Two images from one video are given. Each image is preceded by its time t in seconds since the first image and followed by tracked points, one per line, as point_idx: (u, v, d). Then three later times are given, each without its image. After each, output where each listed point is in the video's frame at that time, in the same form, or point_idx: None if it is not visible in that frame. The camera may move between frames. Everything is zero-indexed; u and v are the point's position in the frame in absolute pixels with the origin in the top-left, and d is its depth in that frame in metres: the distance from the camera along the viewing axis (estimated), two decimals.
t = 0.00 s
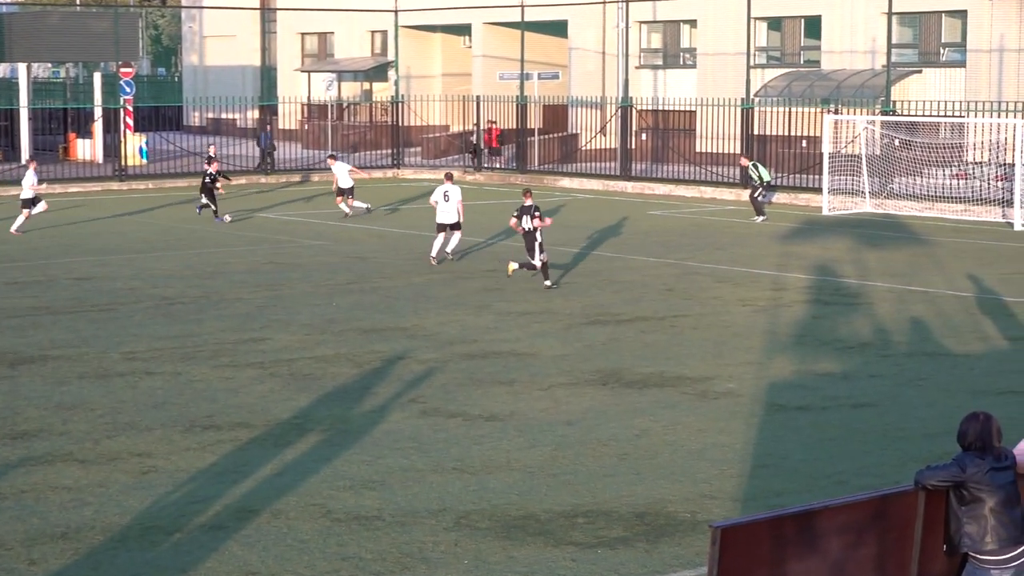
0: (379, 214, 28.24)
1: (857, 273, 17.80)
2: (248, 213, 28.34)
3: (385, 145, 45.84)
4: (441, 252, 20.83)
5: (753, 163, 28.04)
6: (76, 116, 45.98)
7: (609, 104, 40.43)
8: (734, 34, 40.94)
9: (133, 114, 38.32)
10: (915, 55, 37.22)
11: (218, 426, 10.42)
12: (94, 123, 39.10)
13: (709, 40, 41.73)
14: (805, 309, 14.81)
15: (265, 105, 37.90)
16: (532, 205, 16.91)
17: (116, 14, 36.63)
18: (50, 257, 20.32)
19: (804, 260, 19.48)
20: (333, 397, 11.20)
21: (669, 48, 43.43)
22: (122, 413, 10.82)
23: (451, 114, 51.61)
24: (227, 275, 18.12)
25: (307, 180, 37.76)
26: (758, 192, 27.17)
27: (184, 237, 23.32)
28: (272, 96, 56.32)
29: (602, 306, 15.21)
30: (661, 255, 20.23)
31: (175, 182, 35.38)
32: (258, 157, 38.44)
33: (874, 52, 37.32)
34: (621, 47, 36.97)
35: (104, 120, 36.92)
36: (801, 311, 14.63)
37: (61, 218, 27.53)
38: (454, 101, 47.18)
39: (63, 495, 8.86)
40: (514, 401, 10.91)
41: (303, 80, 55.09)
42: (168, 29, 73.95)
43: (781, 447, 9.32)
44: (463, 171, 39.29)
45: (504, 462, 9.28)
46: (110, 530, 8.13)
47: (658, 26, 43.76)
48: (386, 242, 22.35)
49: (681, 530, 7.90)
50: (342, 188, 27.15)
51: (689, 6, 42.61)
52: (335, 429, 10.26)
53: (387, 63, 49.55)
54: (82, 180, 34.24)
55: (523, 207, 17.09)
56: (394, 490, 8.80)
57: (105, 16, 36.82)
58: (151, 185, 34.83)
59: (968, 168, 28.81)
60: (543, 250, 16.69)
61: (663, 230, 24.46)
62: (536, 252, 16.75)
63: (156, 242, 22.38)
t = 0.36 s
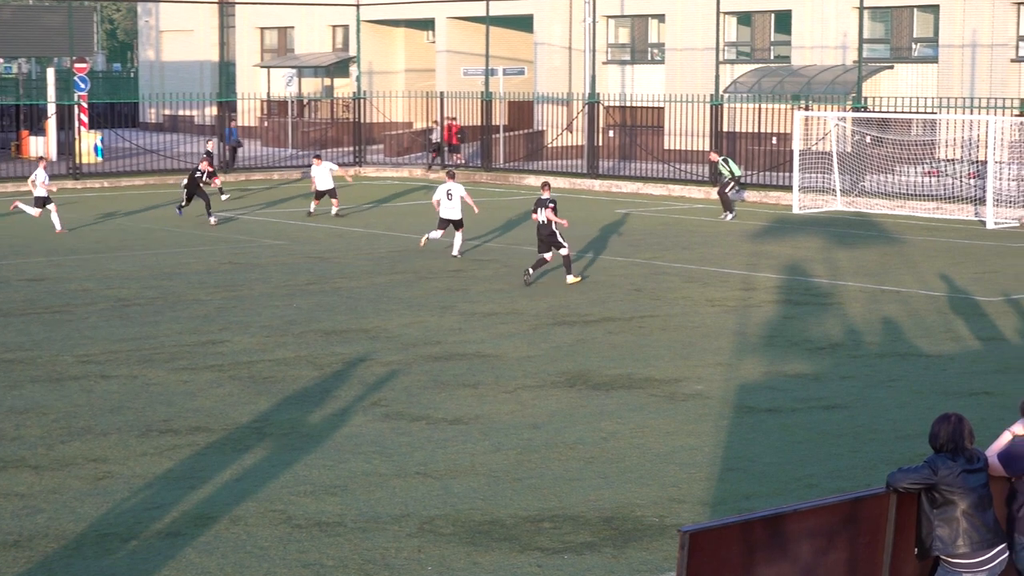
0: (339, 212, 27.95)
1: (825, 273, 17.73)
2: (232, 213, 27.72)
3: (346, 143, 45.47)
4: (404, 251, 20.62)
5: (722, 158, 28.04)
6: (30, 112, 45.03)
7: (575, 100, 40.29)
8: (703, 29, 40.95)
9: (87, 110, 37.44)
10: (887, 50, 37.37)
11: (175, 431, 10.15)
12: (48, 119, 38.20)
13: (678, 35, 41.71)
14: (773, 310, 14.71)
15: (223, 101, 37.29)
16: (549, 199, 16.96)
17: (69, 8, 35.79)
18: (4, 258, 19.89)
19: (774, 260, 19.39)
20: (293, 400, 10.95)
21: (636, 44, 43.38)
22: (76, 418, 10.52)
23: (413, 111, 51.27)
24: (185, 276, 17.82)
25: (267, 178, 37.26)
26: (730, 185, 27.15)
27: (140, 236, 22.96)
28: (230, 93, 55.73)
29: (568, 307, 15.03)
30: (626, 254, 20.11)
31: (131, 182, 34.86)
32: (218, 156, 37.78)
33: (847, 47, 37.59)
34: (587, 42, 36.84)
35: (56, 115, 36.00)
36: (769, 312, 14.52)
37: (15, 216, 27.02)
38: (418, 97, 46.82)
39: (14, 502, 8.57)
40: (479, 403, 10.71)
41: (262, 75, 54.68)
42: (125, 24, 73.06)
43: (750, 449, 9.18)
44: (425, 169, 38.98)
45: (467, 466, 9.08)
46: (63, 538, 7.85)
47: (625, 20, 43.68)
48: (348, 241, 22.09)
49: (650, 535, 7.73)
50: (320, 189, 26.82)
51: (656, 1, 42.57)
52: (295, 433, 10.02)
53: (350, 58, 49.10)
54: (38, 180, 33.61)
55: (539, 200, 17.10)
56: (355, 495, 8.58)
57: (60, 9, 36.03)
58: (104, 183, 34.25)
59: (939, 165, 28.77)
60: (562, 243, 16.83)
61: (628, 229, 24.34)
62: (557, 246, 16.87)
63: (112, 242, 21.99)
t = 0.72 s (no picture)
0: (294, 213, 27.76)
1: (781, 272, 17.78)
2: (211, 215, 27.40)
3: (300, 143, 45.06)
4: (360, 252, 20.51)
5: (681, 159, 28.14)
6: None
7: (531, 99, 40.26)
8: (659, 28, 41.07)
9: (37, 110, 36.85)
10: (843, 49, 37.37)
11: (127, 434, 10.00)
12: None
13: (634, 34, 41.83)
14: (729, 309, 14.73)
15: (177, 102, 36.80)
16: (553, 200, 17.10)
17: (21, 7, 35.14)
18: None
19: (733, 260, 19.41)
20: (247, 402, 10.83)
21: (592, 43, 43.40)
22: (26, 421, 10.34)
23: (367, 110, 50.96)
24: (137, 277, 17.60)
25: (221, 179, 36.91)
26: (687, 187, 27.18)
27: (91, 237, 22.67)
28: (183, 92, 55.30)
29: (525, 307, 14.97)
30: (583, 254, 20.10)
31: (82, 182, 34.45)
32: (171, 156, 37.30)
33: (802, 46, 37.95)
34: (543, 41, 36.75)
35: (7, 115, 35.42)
36: (725, 312, 14.53)
37: None
38: (373, 96, 46.63)
39: None
40: (435, 405, 10.63)
41: (214, 75, 54.18)
42: (76, 22, 72.34)
43: (707, 450, 9.15)
44: (380, 169, 38.76)
45: (424, 467, 9.00)
46: (14, 543, 7.70)
47: (581, 19, 43.72)
48: (302, 242, 21.93)
49: (607, 535, 7.68)
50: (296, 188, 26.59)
51: None
52: (250, 436, 9.90)
53: (304, 58, 48.76)
54: None
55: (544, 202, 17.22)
56: (311, 498, 8.47)
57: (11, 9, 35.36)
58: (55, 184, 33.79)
59: (895, 163, 29.61)
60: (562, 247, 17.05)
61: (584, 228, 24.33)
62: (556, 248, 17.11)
63: (64, 243, 21.70)
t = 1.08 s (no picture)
0: (252, 214, 27.63)
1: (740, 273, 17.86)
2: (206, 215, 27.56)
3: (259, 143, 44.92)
4: (319, 253, 20.44)
5: (643, 159, 28.23)
6: None
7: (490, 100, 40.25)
8: (617, 30, 41.18)
9: None
10: (800, 50, 37.72)
11: (85, 436, 9.90)
12: None
13: (591, 34, 41.89)
14: (689, 310, 14.77)
15: (135, 103, 36.38)
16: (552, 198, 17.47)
17: None
18: None
19: (693, 260, 19.47)
20: (206, 404, 10.75)
21: (551, 45, 43.44)
22: None
23: (325, 111, 50.76)
24: (94, 279, 17.44)
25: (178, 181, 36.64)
26: (650, 187, 27.30)
27: (46, 239, 22.46)
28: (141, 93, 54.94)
29: (485, 308, 14.96)
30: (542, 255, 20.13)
31: (39, 184, 34.12)
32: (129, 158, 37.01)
33: (760, 47, 37.99)
34: (501, 42, 36.70)
35: None
36: (684, 312, 14.57)
37: None
38: (331, 97, 46.49)
39: None
40: (393, 406, 10.59)
41: (173, 77, 53.87)
42: (32, 23, 71.73)
43: (666, 450, 9.16)
44: (339, 171, 38.61)
45: (383, 469, 8.95)
46: None
47: (539, 20, 43.77)
48: (261, 244, 21.83)
49: (566, 535, 7.67)
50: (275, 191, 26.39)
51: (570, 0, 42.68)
52: (208, 438, 9.82)
53: (261, 58, 48.51)
54: None
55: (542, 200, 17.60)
56: (270, 500, 8.40)
57: None
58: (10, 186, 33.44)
59: (853, 165, 29.76)
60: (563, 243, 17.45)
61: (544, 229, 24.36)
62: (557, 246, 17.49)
63: (18, 245, 21.47)
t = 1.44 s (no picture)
0: (211, 217, 27.47)
1: (700, 273, 17.95)
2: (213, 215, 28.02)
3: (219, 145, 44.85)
4: (279, 255, 20.36)
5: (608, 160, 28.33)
6: None
7: (449, 102, 40.28)
8: (576, 32, 41.35)
9: None
10: (759, 52, 37.88)
11: (43, 440, 9.79)
12: None
13: (550, 36, 42.04)
14: (649, 310, 14.82)
15: (92, 105, 35.80)
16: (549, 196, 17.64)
17: None
18: None
19: (653, 261, 19.54)
20: (166, 407, 10.66)
21: (510, 46, 43.50)
22: None
23: (284, 112, 50.60)
24: (50, 282, 17.26)
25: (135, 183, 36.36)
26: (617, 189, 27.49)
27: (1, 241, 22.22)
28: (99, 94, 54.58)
29: (446, 310, 14.95)
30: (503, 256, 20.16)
31: None
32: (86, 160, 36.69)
33: (718, 49, 38.16)
34: (460, 43, 36.65)
35: None
36: (645, 313, 14.62)
37: None
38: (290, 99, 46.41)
39: None
40: (353, 408, 10.55)
41: (133, 78, 53.54)
42: None
43: (626, 450, 9.17)
44: (298, 172, 38.51)
45: (344, 471, 8.90)
46: None
47: (499, 21, 43.86)
48: (221, 245, 21.72)
49: (527, 537, 7.65)
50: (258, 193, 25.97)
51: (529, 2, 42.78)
52: (168, 441, 9.74)
53: (220, 60, 48.32)
54: None
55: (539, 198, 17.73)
56: (230, 503, 8.35)
57: None
58: None
59: (811, 166, 29.72)
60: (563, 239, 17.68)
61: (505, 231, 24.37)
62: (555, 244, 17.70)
63: None
